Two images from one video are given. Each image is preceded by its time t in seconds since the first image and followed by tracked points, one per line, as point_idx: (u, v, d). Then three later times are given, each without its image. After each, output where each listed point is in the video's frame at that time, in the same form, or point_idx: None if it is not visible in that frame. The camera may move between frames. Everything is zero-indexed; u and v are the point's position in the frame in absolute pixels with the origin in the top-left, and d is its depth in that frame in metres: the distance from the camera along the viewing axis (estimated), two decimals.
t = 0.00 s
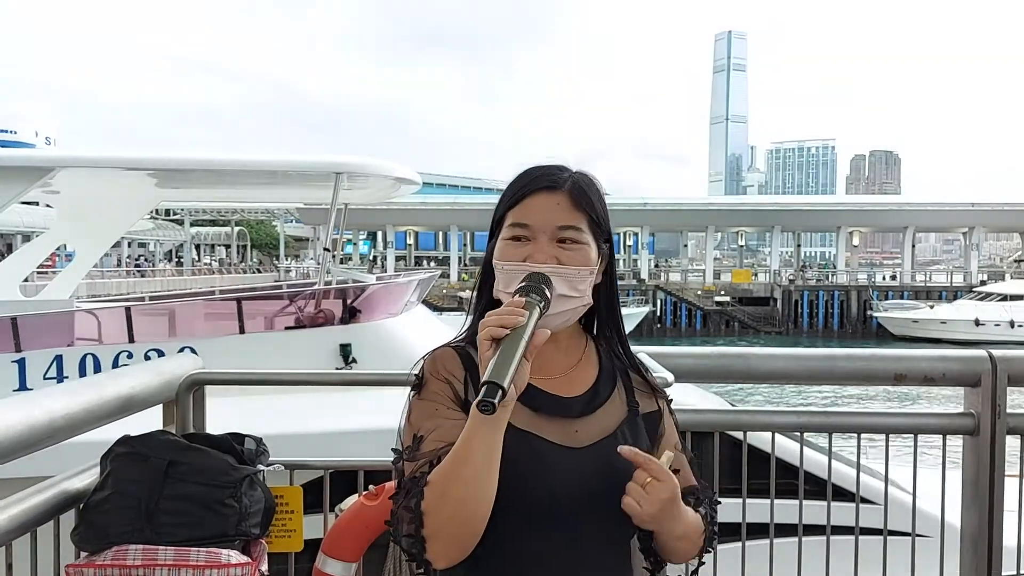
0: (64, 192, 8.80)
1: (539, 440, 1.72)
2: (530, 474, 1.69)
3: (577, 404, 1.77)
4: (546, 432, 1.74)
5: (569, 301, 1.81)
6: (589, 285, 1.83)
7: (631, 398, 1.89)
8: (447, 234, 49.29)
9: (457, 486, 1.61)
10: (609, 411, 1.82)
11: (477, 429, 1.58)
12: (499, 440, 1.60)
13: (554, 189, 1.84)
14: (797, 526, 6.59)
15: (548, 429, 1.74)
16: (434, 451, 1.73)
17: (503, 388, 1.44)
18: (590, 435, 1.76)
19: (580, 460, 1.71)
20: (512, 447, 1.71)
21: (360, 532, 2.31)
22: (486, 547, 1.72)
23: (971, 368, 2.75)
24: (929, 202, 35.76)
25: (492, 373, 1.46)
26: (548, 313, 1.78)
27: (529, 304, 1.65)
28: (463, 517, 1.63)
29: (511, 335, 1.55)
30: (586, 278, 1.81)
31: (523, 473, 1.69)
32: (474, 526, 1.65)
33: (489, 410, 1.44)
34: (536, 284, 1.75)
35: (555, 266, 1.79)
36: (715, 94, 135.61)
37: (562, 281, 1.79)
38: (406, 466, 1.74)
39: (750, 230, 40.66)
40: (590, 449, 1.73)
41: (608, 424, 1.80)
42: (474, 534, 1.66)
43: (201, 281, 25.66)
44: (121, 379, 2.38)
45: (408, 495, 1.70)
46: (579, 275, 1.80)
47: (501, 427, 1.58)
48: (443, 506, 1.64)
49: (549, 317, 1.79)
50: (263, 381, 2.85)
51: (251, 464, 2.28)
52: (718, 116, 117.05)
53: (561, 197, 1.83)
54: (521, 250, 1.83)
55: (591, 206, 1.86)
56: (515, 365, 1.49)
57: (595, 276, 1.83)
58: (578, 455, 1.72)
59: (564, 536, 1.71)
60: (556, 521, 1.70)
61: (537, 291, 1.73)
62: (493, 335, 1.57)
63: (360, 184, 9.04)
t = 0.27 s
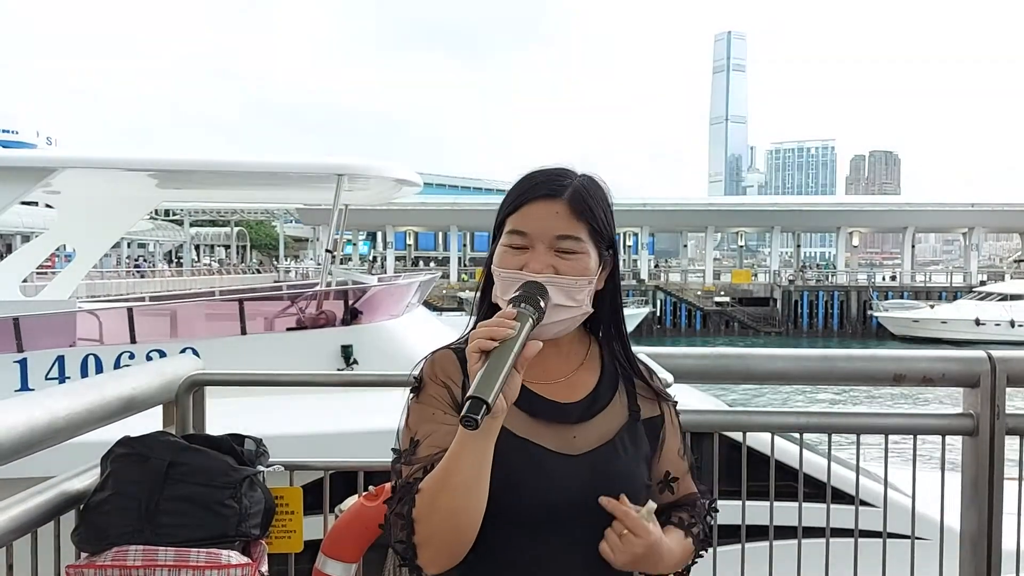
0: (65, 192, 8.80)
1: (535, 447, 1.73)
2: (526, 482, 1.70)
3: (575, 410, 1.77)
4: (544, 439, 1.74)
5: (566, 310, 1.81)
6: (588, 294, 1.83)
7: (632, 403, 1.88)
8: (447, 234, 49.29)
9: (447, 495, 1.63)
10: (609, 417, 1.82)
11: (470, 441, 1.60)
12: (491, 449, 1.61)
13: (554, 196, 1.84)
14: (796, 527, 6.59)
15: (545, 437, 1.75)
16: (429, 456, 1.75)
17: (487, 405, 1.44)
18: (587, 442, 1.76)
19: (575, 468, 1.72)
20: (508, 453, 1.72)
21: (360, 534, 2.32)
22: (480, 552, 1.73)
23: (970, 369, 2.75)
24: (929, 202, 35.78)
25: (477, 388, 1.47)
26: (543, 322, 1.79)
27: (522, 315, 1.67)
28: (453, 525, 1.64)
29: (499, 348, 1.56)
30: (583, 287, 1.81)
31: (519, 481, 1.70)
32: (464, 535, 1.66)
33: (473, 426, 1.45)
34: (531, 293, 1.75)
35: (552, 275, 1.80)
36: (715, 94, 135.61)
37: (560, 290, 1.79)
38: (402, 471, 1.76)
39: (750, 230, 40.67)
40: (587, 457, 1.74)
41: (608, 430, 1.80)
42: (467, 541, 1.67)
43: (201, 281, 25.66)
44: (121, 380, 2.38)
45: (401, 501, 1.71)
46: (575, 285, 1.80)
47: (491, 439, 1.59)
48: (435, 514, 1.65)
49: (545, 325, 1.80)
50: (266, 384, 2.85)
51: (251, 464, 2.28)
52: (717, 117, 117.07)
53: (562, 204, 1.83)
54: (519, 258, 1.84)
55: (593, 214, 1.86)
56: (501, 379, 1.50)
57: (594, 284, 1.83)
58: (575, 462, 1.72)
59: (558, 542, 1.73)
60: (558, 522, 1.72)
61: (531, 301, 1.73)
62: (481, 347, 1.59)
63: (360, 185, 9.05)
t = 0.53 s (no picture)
0: (66, 193, 8.81)
1: (535, 453, 1.73)
2: (526, 487, 1.70)
3: (574, 415, 1.77)
4: (544, 444, 1.74)
5: (566, 316, 1.82)
6: (588, 299, 1.83)
7: (632, 406, 1.89)
8: (447, 234, 49.31)
9: (446, 503, 1.63)
10: (609, 421, 1.83)
11: (469, 449, 1.61)
12: (489, 456, 1.61)
13: (555, 202, 1.84)
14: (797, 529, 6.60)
15: (545, 442, 1.75)
16: (428, 461, 1.75)
17: (483, 417, 1.45)
18: (587, 447, 1.76)
19: (575, 474, 1.72)
20: (508, 458, 1.72)
21: (361, 534, 2.32)
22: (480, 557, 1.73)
23: (970, 369, 2.76)
24: (929, 202, 35.78)
25: (473, 401, 1.48)
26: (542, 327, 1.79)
27: (520, 323, 1.67)
28: (452, 532, 1.65)
29: (496, 358, 1.57)
30: (584, 294, 1.82)
31: (519, 486, 1.70)
32: (463, 541, 1.67)
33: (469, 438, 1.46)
34: (531, 300, 1.76)
35: (552, 281, 1.80)
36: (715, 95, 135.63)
37: (559, 297, 1.80)
38: (401, 475, 1.76)
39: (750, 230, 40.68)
40: (587, 462, 1.74)
41: (607, 435, 1.80)
42: (466, 545, 1.67)
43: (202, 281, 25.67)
44: (123, 381, 2.38)
45: (400, 506, 1.72)
46: (576, 292, 1.81)
47: (489, 447, 1.60)
48: (434, 521, 1.66)
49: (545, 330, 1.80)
50: (269, 383, 2.85)
51: (252, 464, 2.29)
52: (717, 117, 117.07)
53: (563, 211, 1.83)
54: (520, 263, 1.84)
55: (595, 220, 1.86)
56: (497, 390, 1.50)
57: (594, 291, 1.84)
58: (574, 467, 1.73)
59: (557, 548, 1.73)
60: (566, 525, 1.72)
61: (531, 307, 1.74)
62: (477, 357, 1.60)
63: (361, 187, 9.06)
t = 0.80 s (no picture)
0: (66, 194, 8.81)
1: (536, 453, 1.73)
2: (527, 486, 1.71)
3: (575, 416, 1.77)
4: (545, 445, 1.74)
5: (569, 316, 1.82)
6: (591, 299, 1.83)
7: (632, 404, 1.89)
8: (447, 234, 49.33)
9: (449, 503, 1.63)
10: (610, 420, 1.83)
11: (472, 451, 1.60)
12: (494, 458, 1.61)
13: (556, 202, 1.84)
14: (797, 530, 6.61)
15: (545, 443, 1.75)
16: (431, 462, 1.75)
17: (491, 419, 1.45)
18: (588, 448, 1.76)
19: (576, 475, 1.72)
20: (509, 459, 1.71)
21: (362, 533, 2.32)
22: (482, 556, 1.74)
23: (972, 369, 2.76)
24: (930, 202, 35.76)
25: (480, 402, 1.48)
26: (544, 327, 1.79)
27: (523, 323, 1.67)
28: (455, 532, 1.65)
29: (503, 358, 1.57)
30: (586, 294, 1.82)
31: (520, 486, 1.71)
32: (467, 541, 1.66)
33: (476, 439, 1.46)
34: (534, 299, 1.76)
35: (554, 281, 1.80)
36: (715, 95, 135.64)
37: (562, 296, 1.80)
38: (403, 476, 1.76)
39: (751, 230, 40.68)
40: (588, 462, 1.74)
41: (608, 435, 1.80)
42: (471, 545, 1.67)
43: (203, 280, 25.69)
44: (123, 380, 2.38)
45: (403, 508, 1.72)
46: (579, 292, 1.81)
47: (494, 449, 1.60)
48: (439, 521, 1.66)
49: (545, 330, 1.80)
50: (271, 382, 2.86)
51: (253, 462, 2.29)
52: (718, 117, 117.11)
53: (564, 211, 1.84)
54: (521, 262, 1.84)
55: (596, 220, 1.86)
56: (504, 392, 1.50)
57: (596, 290, 1.83)
58: (575, 468, 1.73)
59: (557, 547, 1.73)
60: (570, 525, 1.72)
61: (533, 307, 1.74)
62: (483, 359, 1.59)
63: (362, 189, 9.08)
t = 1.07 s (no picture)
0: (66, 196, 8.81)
1: (535, 450, 1.73)
2: (526, 483, 1.71)
3: (574, 414, 1.78)
4: (544, 442, 1.74)
5: (568, 313, 1.82)
6: (589, 296, 1.83)
7: (630, 404, 1.89)
8: (448, 234, 49.33)
9: (451, 498, 1.64)
10: (609, 417, 1.83)
11: (472, 445, 1.61)
12: (495, 454, 1.61)
13: (553, 200, 1.84)
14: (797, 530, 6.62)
15: (545, 441, 1.75)
16: (433, 458, 1.76)
17: (494, 404, 1.45)
18: (587, 445, 1.76)
19: (575, 472, 1.72)
20: (508, 456, 1.72)
21: (363, 532, 2.32)
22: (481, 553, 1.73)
23: (972, 369, 2.76)
24: (930, 203, 35.75)
25: (484, 389, 1.47)
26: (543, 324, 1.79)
27: (524, 318, 1.67)
28: (456, 527, 1.65)
29: (504, 351, 1.57)
30: (584, 290, 1.82)
31: (520, 483, 1.71)
32: (468, 536, 1.66)
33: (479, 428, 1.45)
34: (533, 296, 1.77)
35: (554, 279, 1.80)
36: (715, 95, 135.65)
37: (561, 293, 1.80)
38: (404, 473, 1.76)
39: (751, 231, 40.67)
40: (586, 460, 1.74)
41: (606, 433, 1.80)
42: (473, 541, 1.67)
43: (204, 281, 25.70)
44: (124, 380, 2.38)
45: (406, 504, 1.72)
46: (577, 288, 1.81)
47: (495, 444, 1.60)
48: (441, 517, 1.66)
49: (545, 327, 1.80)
50: (272, 382, 2.86)
51: (255, 462, 2.29)
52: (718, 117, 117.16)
53: (561, 208, 1.84)
54: (520, 261, 1.84)
55: (593, 217, 1.86)
56: (507, 383, 1.50)
57: (594, 288, 1.84)
58: (574, 465, 1.73)
59: (556, 544, 1.73)
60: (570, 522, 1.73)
61: (532, 303, 1.74)
62: (486, 351, 1.59)
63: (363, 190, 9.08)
